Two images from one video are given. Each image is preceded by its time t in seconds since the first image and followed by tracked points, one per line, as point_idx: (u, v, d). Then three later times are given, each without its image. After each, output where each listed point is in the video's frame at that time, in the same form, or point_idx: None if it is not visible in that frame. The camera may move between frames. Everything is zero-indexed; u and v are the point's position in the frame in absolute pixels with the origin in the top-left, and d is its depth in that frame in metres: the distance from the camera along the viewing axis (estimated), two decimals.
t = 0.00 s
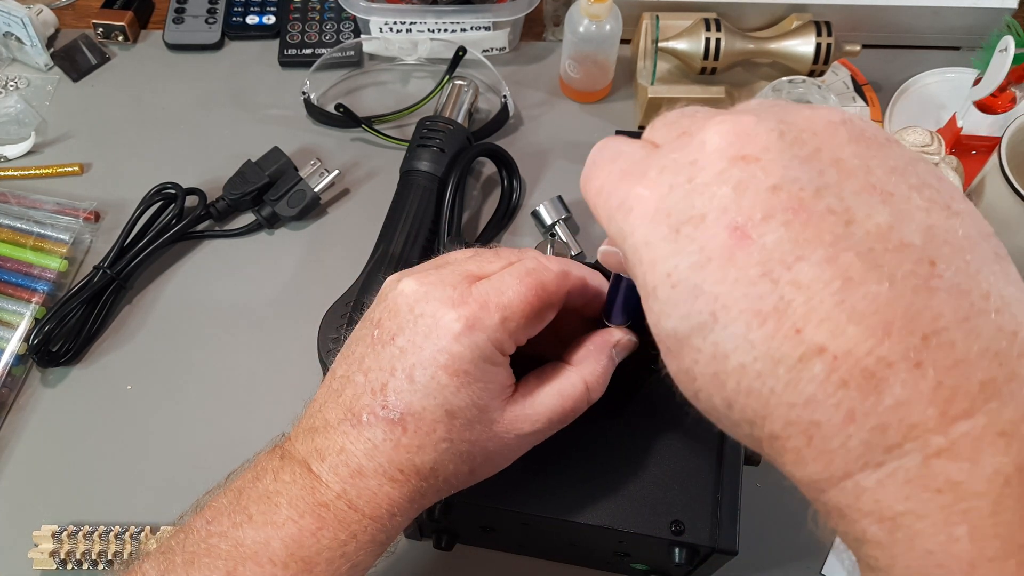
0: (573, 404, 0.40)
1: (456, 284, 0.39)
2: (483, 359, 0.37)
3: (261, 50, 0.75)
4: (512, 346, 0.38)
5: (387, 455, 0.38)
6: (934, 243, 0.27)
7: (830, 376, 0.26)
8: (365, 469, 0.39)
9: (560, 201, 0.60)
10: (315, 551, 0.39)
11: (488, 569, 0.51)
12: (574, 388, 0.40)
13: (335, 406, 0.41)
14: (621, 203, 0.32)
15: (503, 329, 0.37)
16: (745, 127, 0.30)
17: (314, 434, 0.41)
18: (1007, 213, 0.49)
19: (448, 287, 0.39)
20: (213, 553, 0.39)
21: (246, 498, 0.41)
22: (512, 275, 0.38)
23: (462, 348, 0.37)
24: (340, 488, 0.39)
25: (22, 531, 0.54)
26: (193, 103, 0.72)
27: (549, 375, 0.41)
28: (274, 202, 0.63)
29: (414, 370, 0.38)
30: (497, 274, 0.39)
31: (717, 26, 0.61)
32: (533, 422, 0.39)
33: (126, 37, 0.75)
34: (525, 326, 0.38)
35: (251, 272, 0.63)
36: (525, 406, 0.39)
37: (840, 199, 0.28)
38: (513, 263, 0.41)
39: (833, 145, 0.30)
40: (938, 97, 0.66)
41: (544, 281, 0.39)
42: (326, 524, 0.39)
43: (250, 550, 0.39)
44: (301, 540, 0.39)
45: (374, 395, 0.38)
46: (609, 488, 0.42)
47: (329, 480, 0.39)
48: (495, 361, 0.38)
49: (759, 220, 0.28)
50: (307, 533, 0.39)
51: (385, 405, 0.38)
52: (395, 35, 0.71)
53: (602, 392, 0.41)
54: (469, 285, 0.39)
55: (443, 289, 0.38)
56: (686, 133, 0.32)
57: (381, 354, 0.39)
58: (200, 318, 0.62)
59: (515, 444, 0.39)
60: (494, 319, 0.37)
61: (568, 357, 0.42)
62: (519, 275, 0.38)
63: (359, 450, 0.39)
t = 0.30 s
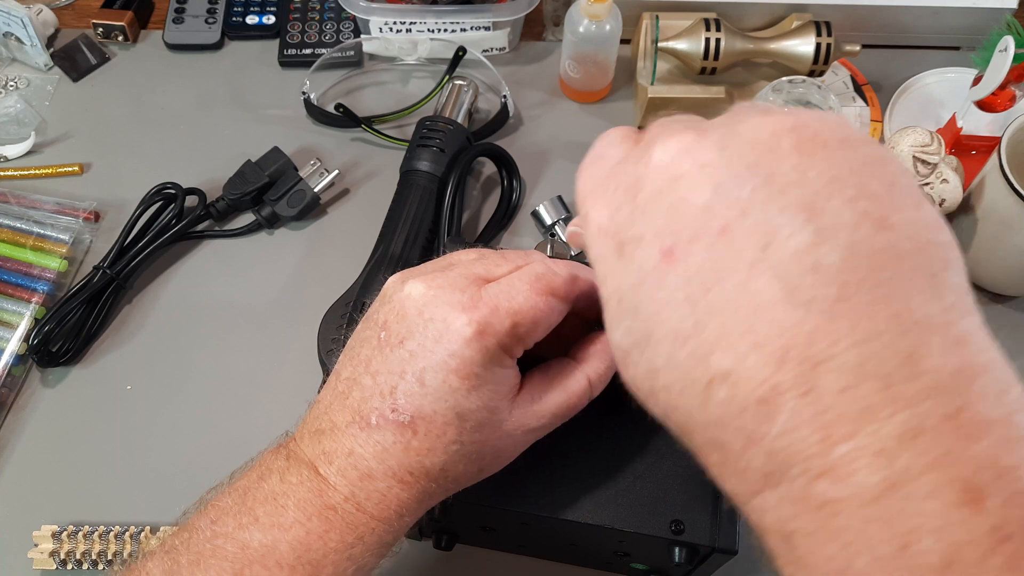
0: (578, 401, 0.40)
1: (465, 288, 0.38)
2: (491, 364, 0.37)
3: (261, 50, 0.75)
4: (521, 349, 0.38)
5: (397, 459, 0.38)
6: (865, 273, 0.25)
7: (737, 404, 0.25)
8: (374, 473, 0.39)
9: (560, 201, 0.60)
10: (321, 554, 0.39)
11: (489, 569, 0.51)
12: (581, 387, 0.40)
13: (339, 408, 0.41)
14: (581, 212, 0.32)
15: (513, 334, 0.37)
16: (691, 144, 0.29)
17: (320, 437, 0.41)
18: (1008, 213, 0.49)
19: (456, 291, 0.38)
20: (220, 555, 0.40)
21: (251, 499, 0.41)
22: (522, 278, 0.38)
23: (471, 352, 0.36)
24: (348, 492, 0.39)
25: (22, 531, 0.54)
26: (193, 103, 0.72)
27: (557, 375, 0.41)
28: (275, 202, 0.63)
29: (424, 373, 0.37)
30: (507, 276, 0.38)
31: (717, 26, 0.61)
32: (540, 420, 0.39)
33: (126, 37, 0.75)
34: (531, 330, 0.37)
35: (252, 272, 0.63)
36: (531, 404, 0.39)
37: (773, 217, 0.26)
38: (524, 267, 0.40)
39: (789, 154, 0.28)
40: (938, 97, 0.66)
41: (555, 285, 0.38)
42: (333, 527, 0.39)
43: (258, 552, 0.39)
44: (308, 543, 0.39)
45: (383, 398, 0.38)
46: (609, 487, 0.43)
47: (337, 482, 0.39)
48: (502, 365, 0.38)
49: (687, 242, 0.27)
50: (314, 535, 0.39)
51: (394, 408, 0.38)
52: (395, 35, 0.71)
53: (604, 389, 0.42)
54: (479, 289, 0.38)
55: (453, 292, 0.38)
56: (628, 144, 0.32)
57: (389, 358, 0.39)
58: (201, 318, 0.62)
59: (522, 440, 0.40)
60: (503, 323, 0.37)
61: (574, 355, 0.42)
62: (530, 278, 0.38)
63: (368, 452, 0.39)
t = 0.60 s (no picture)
0: (577, 412, 0.39)
1: (465, 295, 0.38)
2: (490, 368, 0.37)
3: (260, 50, 0.75)
4: (520, 356, 0.38)
5: (393, 464, 0.38)
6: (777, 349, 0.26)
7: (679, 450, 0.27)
8: (371, 477, 0.39)
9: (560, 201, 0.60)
10: (315, 562, 0.39)
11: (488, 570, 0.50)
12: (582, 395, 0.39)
13: (337, 410, 0.40)
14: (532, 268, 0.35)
15: (513, 340, 0.37)
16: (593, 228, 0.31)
17: (318, 439, 0.41)
18: (1010, 214, 0.49)
19: (456, 297, 0.38)
20: (214, 561, 0.40)
21: (247, 505, 0.41)
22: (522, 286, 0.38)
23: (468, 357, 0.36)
24: (344, 498, 0.39)
25: (22, 532, 0.54)
26: (193, 103, 0.72)
27: (556, 384, 0.40)
28: (274, 202, 0.63)
29: (422, 380, 0.37)
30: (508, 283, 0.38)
31: (717, 25, 0.61)
32: (537, 430, 0.39)
33: (126, 36, 0.74)
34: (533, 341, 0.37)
35: (251, 273, 0.63)
36: (530, 414, 0.40)
37: (706, 281, 0.27)
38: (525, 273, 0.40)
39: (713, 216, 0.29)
40: (938, 97, 0.66)
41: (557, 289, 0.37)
42: (328, 535, 0.39)
43: (253, 560, 0.39)
44: (300, 551, 0.39)
45: (380, 404, 0.38)
46: (608, 488, 0.42)
47: (332, 487, 0.39)
48: (501, 370, 0.38)
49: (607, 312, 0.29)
50: (307, 542, 0.39)
51: (391, 413, 0.38)
52: (395, 35, 0.71)
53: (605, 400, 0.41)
54: (478, 295, 0.38)
55: (453, 298, 0.38)
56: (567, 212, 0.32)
57: (387, 363, 0.39)
58: (201, 318, 0.62)
59: (521, 450, 0.40)
60: (503, 330, 0.37)
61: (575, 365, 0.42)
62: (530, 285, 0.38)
63: (365, 457, 0.38)
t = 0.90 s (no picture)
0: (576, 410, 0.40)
1: (470, 298, 0.38)
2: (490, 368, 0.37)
3: (260, 50, 0.75)
4: (523, 361, 0.37)
5: (397, 466, 0.38)
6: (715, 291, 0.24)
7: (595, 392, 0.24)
8: (372, 477, 0.39)
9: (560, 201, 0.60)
10: (316, 562, 0.39)
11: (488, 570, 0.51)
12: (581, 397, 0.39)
13: (338, 411, 0.40)
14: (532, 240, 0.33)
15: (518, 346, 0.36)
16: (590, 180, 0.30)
17: (319, 439, 0.41)
18: (1010, 215, 0.49)
19: (460, 299, 0.38)
20: (214, 560, 0.40)
21: (247, 504, 0.41)
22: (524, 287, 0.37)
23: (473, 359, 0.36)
24: (347, 498, 0.39)
25: (22, 531, 0.54)
26: (193, 103, 0.72)
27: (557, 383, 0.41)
28: (274, 202, 0.63)
29: (426, 382, 0.37)
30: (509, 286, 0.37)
31: (717, 25, 0.61)
32: (537, 427, 0.40)
33: (126, 36, 0.74)
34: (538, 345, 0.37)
35: (252, 273, 0.63)
36: (532, 414, 0.40)
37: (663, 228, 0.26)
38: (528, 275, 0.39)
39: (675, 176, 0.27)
40: (938, 97, 0.66)
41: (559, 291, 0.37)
42: (329, 535, 0.39)
43: (253, 559, 0.39)
44: (302, 551, 0.39)
45: (384, 406, 0.38)
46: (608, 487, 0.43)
47: (334, 487, 0.39)
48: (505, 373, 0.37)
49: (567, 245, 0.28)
50: (307, 542, 0.39)
51: (396, 415, 0.38)
52: (395, 35, 0.71)
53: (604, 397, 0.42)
54: (482, 300, 0.37)
55: (456, 302, 0.38)
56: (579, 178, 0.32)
57: (391, 365, 0.38)
58: (201, 317, 0.62)
59: (521, 446, 0.40)
60: (508, 335, 0.36)
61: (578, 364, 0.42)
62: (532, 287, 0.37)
63: (368, 459, 0.39)
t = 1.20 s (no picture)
0: (575, 410, 0.40)
1: (466, 297, 0.38)
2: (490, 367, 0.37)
3: (260, 50, 0.75)
4: (520, 359, 0.38)
5: (395, 467, 0.38)
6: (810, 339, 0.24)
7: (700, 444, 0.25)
8: (372, 477, 0.39)
9: (560, 200, 0.60)
10: (316, 566, 0.39)
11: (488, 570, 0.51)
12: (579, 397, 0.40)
13: (338, 411, 0.40)
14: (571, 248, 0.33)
15: (515, 343, 0.37)
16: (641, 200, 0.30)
17: (318, 439, 0.41)
18: (1009, 214, 0.49)
19: (458, 300, 0.38)
20: (215, 564, 0.40)
21: (247, 508, 0.41)
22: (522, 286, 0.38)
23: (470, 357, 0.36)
24: (345, 501, 0.39)
25: (22, 532, 0.54)
26: (193, 103, 0.72)
27: (555, 382, 0.41)
28: (274, 202, 0.63)
29: (424, 382, 0.37)
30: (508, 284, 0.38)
31: (717, 25, 0.61)
32: (537, 431, 0.39)
33: (126, 36, 0.74)
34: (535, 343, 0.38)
35: (251, 273, 0.63)
36: (532, 417, 0.39)
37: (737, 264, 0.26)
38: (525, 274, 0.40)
39: (740, 209, 0.27)
40: (937, 97, 0.66)
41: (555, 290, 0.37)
42: (329, 539, 0.39)
43: (254, 564, 0.39)
44: (302, 555, 0.39)
45: (382, 407, 0.38)
46: (608, 487, 0.42)
47: (333, 489, 0.39)
48: (502, 372, 0.38)
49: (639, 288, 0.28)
50: (307, 546, 0.39)
51: (394, 415, 0.38)
52: (395, 35, 0.71)
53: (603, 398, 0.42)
54: (479, 297, 0.38)
55: (453, 301, 0.38)
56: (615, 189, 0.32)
57: (388, 367, 0.39)
58: (200, 318, 0.62)
59: (522, 451, 0.40)
60: (505, 331, 0.37)
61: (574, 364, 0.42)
62: (530, 285, 0.38)
63: (366, 461, 0.38)
